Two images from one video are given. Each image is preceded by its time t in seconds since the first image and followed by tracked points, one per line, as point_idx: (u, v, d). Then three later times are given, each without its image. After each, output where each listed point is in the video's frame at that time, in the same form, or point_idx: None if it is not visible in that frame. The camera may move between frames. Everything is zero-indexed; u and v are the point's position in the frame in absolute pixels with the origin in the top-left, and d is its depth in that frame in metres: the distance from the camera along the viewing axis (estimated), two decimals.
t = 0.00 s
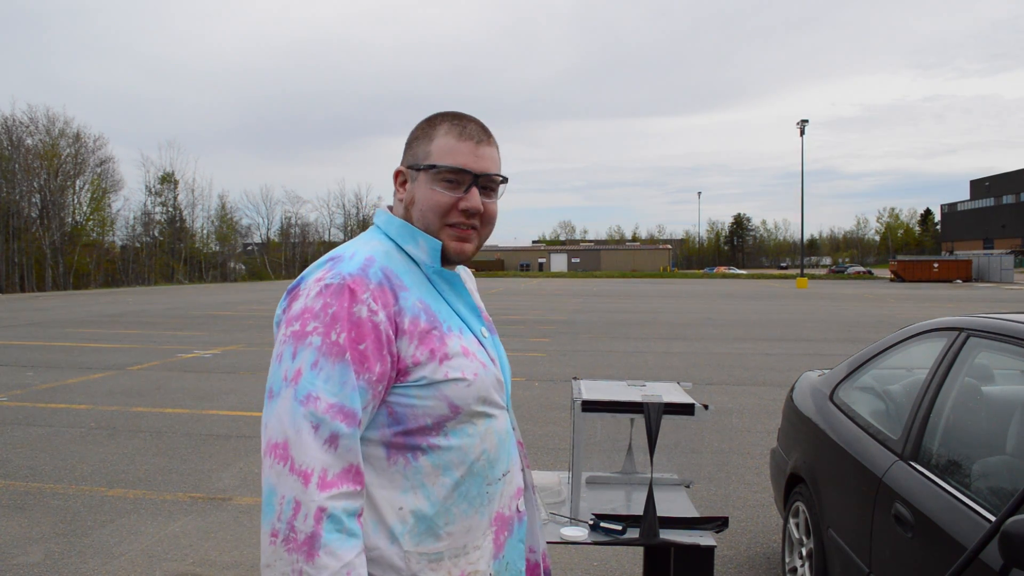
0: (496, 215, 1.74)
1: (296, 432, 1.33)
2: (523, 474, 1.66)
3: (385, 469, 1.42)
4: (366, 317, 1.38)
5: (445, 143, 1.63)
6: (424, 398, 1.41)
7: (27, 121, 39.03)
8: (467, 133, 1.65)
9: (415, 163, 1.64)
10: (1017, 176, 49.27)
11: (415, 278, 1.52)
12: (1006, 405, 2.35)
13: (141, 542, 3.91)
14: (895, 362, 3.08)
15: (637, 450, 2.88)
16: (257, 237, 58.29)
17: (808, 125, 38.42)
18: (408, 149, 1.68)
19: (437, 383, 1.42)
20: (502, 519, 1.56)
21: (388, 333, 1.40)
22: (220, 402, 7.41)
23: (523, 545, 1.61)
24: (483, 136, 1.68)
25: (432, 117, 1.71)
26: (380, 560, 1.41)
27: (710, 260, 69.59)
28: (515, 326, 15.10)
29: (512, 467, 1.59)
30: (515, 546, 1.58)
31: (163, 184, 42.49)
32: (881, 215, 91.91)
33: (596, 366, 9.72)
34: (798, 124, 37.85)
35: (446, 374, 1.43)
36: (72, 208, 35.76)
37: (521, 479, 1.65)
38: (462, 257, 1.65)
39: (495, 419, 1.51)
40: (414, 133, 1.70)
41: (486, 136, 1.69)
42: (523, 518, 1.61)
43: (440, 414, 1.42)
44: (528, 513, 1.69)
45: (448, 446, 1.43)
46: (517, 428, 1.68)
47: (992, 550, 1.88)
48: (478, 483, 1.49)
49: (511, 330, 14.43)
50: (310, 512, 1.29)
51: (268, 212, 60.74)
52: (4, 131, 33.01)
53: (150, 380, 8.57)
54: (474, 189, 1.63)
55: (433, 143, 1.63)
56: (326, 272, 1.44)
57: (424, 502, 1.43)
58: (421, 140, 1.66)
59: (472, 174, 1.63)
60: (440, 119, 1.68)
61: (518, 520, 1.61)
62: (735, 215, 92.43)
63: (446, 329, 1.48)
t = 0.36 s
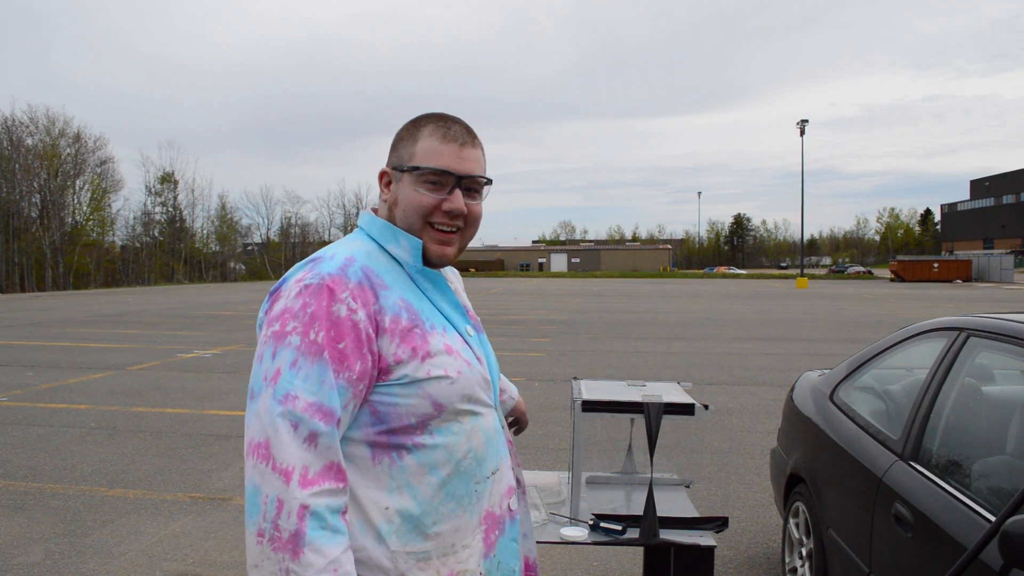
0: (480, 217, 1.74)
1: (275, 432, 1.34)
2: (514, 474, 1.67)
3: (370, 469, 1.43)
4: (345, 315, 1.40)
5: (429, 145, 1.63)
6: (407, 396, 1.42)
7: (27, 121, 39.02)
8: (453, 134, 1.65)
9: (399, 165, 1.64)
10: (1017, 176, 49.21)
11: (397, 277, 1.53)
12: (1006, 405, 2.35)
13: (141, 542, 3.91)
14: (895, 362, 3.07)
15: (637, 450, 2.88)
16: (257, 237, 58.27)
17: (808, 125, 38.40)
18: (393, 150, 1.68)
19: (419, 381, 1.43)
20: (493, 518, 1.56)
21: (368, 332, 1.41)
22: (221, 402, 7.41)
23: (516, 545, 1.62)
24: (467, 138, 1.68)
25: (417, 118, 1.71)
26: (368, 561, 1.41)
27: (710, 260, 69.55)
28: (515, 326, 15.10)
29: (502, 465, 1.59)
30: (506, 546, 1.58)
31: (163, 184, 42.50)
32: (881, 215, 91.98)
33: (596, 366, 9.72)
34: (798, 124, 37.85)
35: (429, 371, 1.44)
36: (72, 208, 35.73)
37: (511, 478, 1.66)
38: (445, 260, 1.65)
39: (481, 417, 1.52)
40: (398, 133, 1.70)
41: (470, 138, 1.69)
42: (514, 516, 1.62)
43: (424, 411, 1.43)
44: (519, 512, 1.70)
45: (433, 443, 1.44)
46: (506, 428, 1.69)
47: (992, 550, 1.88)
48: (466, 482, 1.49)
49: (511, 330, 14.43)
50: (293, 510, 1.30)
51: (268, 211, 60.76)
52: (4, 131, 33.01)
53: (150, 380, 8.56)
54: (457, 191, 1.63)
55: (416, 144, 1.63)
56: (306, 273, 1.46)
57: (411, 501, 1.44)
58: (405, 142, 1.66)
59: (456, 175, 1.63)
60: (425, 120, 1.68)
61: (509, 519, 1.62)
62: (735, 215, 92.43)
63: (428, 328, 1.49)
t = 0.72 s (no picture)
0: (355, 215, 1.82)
1: (138, 522, 1.20)
2: (433, 488, 1.64)
3: (271, 533, 1.34)
4: (206, 356, 1.26)
5: (374, 151, 1.64)
6: (304, 439, 1.33)
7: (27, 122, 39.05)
8: (379, 136, 1.68)
9: (356, 177, 1.56)
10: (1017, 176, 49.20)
11: (269, 295, 1.41)
12: (1005, 404, 2.35)
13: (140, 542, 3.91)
14: (895, 362, 3.07)
15: (636, 450, 2.87)
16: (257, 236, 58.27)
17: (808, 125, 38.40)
18: (339, 153, 1.53)
19: (316, 418, 1.34)
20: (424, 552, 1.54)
21: (240, 373, 1.29)
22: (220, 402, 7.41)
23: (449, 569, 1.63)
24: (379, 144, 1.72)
25: (335, 104, 1.56)
26: None
27: (710, 260, 69.56)
28: (515, 326, 15.09)
29: (422, 485, 1.55)
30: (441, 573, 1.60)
31: (163, 184, 42.49)
32: (881, 215, 91.92)
33: (596, 366, 9.72)
34: (798, 123, 37.90)
35: (325, 405, 1.35)
36: (72, 208, 35.73)
37: (433, 494, 1.62)
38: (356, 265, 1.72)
39: (392, 444, 1.45)
40: (328, 124, 1.51)
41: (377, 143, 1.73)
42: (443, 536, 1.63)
43: (327, 453, 1.35)
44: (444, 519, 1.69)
45: (344, 488, 1.37)
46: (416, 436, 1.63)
47: (992, 550, 1.88)
48: (390, 522, 1.45)
49: (511, 330, 14.43)
50: None
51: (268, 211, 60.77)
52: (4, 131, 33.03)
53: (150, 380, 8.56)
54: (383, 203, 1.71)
55: (370, 156, 1.60)
56: (146, 304, 1.30)
57: (329, 564, 1.38)
58: (355, 148, 1.56)
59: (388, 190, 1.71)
60: (362, 123, 1.61)
61: (440, 547, 1.62)
62: (735, 215, 92.47)
63: (313, 350, 1.38)
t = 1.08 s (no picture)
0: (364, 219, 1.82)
1: (150, 508, 1.20)
2: (440, 488, 1.64)
3: (279, 524, 1.34)
4: (218, 346, 1.27)
5: (383, 154, 1.65)
6: (313, 431, 1.34)
7: (27, 122, 39.08)
8: (389, 139, 1.68)
9: (366, 178, 1.58)
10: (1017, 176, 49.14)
11: (281, 291, 1.41)
12: (1005, 404, 2.36)
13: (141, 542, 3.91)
14: (895, 362, 3.08)
15: (636, 450, 2.88)
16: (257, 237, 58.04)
17: (808, 126, 38.37)
18: (347, 152, 1.53)
19: (324, 411, 1.34)
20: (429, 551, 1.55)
21: (251, 363, 1.29)
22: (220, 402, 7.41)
23: (454, 570, 1.64)
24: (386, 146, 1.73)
25: (344, 106, 1.56)
26: None
27: (710, 260, 69.51)
28: (515, 326, 15.09)
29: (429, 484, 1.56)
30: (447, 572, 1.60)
31: (163, 184, 42.48)
32: (881, 215, 91.93)
33: (597, 366, 9.72)
34: (798, 123, 37.89)
35: (333, 399, 1.35)
36: (72, 208, 35.70)
37: (439, 494, 1.63)
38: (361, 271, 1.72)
39: (400, 441, 1.46)
40: (338, 125, 1.51)
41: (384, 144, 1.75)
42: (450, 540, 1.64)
43: (335, 446, 1.35)
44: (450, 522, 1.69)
45: (351, 482, 1.38)
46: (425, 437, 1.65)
47: (992, 550, 1.88)
48: (396, 519, 1.45)
49: (511, 330, 14.42)
50: None
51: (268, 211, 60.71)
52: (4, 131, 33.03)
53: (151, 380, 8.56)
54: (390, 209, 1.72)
55: (379, 157, 1.61)
56: (159, 295, 1.30)
57: (336, 557, 1.38)
58: (367, 150, 1.58)
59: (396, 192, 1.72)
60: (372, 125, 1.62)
61: (446, 546, 1.62)
62: (735, 215, 92.51)
63: (322, 344, 1.39)
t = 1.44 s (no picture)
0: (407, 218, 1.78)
1: (171, 493, 1.23)
2: (462, 486, 1.62)
3: (296, 515, 1.34)
4: (238, 342, 1.28)
5: (398, 148, 1.60)
6: (329, 426, 1.33)
7: (27, 122, 39.14)
8: (408, 134, 1.64)
9: (372, 169, 1.54)
10: (1017, 176, 49.12)
11: (303, 287, 1.42)
12: (1005, 405, 2.36)
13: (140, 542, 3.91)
14: (895, 362, 3.08)
15: (636, 450, 2.88)
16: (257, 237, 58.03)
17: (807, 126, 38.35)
18: (351, 145, 1.52)
19: (340, 406, 1.33)
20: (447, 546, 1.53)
21: (269, 358, 1.30)
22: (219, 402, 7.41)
23: (473, 567, 1.61)
24: (413, 139, 1.69)
25: (354, 104, 1.55)
26: None
27: (710, 260, 69.49)
28: (515, 326, 15.09)
29: (449, 480, 1.55)
30: (464, 569, 1.58)
31: (163, 184, 42.52)
32: (881, 215, 91.93)
33: (596, 366, 9.72)
34: (797, 124, 37.88)
35: (349, 394, 1.34)
36: (72, 208, 35.70)
37: (461, 492, 1.61)
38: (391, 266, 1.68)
39: (419, 437, 1.45)
40: (341, 122, 1.51)
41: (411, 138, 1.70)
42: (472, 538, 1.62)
43: (351, 440, 1.34)
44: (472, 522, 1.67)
45: (367, 475, 1.37)
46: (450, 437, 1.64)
47: (992, 550, 1.88)
48: (412, 513, 1.44)
49: (511, 330, 14.43)
50: None
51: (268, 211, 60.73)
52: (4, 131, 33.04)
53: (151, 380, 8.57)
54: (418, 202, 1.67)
55: (390, 149, 1.57)
56: (186, 293, 1.33)
57: (351, 547, 1.37)
58: (374, 142, 1.55)
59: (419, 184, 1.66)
60: (387, 119, 1.61)
61: (465, 542, 1.60)
62: (735, 215, 92.53)
63: (340, 341, 1.38)
